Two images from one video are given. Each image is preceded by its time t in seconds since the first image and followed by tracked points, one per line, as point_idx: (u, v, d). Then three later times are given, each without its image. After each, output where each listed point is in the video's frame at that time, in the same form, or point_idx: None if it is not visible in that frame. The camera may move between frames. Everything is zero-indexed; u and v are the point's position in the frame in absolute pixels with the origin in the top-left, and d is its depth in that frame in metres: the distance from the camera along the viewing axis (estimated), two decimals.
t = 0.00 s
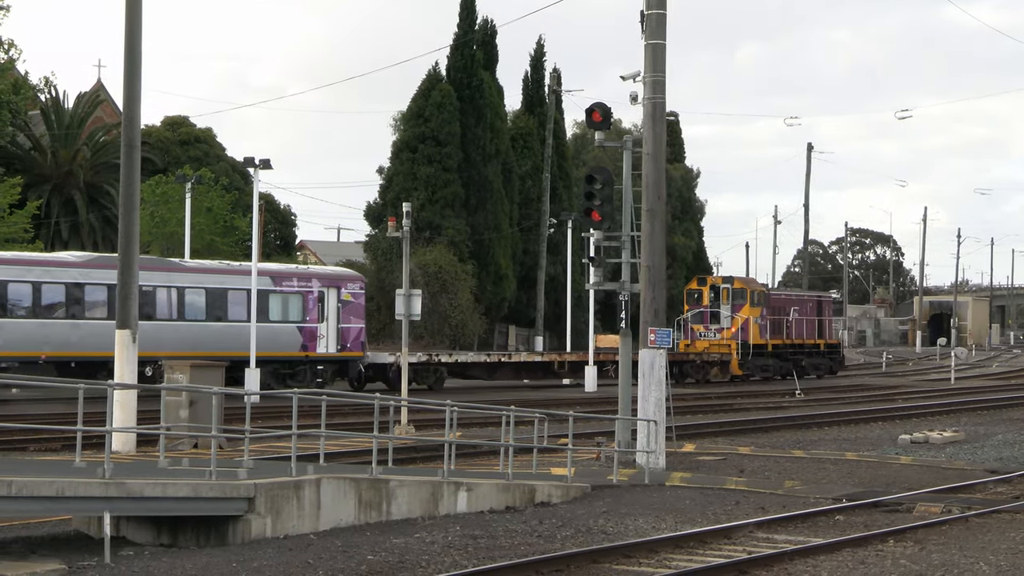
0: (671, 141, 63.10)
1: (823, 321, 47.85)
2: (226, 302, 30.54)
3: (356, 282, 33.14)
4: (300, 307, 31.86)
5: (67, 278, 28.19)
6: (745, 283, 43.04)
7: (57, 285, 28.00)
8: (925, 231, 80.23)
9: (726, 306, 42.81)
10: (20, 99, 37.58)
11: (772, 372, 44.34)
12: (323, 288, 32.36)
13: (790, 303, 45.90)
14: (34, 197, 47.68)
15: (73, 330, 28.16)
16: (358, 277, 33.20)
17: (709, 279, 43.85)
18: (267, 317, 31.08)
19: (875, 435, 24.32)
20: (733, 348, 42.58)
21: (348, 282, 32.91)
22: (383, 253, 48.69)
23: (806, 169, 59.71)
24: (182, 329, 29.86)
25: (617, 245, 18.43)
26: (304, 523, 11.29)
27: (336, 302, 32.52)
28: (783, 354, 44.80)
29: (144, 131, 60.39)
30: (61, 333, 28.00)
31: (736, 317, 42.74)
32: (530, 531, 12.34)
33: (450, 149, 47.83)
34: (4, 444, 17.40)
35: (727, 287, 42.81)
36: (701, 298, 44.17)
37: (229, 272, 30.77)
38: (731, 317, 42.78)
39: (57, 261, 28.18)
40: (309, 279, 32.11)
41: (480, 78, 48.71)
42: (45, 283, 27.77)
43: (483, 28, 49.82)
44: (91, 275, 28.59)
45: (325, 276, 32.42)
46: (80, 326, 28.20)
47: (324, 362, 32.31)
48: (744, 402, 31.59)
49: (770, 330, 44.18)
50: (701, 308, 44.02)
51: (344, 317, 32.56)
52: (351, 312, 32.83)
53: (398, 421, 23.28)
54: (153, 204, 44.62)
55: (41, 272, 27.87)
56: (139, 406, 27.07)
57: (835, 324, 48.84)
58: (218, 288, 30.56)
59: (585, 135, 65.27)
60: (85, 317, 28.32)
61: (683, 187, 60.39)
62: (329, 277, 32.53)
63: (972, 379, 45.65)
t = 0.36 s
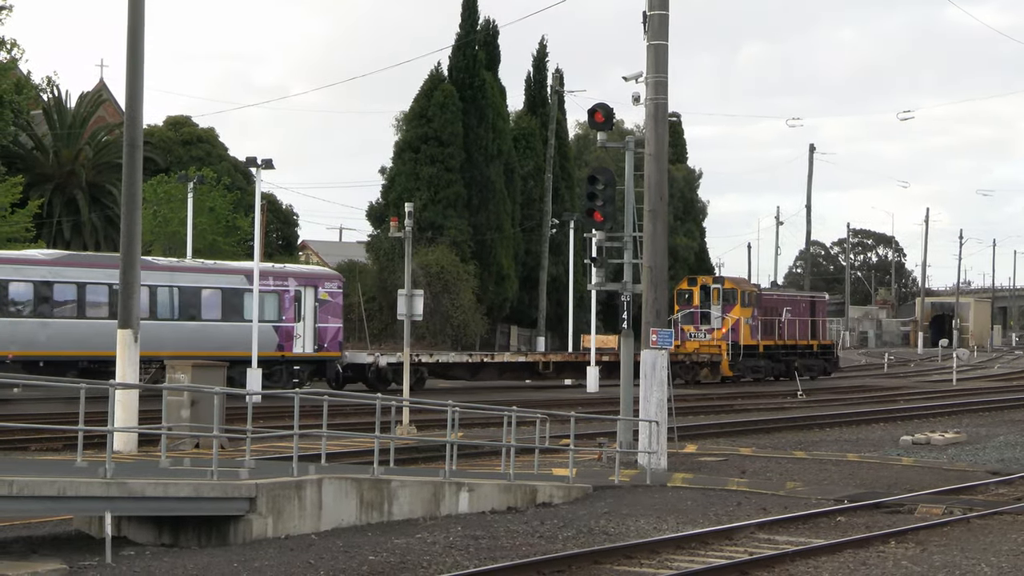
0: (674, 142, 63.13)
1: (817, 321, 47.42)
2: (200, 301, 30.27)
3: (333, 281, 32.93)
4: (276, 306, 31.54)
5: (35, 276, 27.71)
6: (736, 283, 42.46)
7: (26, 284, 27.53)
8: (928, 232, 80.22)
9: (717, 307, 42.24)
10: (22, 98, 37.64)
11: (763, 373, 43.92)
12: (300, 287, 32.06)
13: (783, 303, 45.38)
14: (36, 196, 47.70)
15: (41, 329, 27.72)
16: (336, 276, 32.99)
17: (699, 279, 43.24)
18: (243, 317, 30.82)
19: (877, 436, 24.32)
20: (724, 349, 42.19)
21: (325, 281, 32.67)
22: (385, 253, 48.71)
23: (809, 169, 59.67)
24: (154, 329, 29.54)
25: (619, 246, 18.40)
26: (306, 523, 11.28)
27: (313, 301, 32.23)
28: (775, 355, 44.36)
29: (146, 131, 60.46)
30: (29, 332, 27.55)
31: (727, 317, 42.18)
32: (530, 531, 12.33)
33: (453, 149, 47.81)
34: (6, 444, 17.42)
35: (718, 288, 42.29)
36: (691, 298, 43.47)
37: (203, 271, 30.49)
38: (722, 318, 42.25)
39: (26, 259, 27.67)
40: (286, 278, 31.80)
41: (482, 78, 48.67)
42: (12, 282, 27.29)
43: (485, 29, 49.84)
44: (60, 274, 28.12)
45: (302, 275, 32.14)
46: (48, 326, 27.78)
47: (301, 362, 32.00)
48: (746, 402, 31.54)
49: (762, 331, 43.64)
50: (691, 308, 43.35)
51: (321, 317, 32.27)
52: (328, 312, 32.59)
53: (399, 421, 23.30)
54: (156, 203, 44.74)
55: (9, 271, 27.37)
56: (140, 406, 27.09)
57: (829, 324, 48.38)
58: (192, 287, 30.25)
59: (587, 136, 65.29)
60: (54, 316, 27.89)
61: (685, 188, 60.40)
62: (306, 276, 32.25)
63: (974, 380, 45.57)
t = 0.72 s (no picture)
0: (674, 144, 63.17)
1: (810, 322, 47.29)
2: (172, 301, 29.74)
3: (310, 282, 32.41)
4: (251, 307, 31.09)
5: (3, 276, 27.34)
6: (726, 284, 42.31)
7: None
8: (928, 234, 80.21)
9: (706, 308, 42.08)
10: (23, 99, 37.65)
11: (754, 375, 43.74)
12: (276, 287, 31.61)
13: (775, 304, 45.23)
14: (37, 197, 47.85)
15: (8, 329, 27.36)
16: (312, 277, 32.46)
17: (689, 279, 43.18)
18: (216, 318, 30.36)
19: (878, 437, 24.32)
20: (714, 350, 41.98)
21: (301, 281, 32.15)
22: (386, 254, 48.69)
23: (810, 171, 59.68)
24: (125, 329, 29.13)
25: (620, 248, 18.37)
26: (307, 524, 11.28)
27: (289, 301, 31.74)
28: (766, 357, 44.17)
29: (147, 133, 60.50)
30: None
31: (716, 318, 42.01)
32: (531, 533, 12.31)
33: (454, 151, 47.79)
34: (7, 445, 17.43)
35: (707, 289, 42.10)
36: (681, 299, 43.31)
37: (176, 270, 29.95)
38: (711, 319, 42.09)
39: None
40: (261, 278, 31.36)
41: (483, 79, 48.69)
42: None
43: (486, 30, 49.87)
44: (29, 273, 27.71)
45: (277, 275, 31.64)
46: (15, 326, 27.43)
47: (275, 363, 31.53)
48: (746, 404, 31.50)
49: (753, 332, 43.44)
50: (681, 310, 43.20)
51: (297, 318, 31.79)
52: (304, 312, 32.11)
53: (400, 423, 23.32)
54: (156, 204, 44.74)
55: None
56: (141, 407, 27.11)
57: (822, 325, 48.25)
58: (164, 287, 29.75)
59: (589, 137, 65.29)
60: (21, 317, 27.52)
61: (686, 189, 60.41)
62: (281, 276, 31.75)
63: (975, 381, 45.48)
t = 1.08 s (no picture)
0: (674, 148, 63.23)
1: (801, 327, 47.19)
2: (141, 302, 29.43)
3: (285, 284, 31.93)
4: (223, 309, 30.80)
5: None
6: (715, 288, 42.12)
7: None
8: (929, 238, 80.23)
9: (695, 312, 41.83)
10: (23, 102, 37.71)
11: (744, 379, 43.62)
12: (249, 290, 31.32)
13: (764, 308, 45.23)
14: (37, 200, 47.72)
15: None
16: (287, 278, 31.98)
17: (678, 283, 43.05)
18: (188, 320, 30.01)
19: (878, 441, 24.33)
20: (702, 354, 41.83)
21: (276, 283, 31.68)
22: (387, 258, 48.69)
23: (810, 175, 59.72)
24: (93, 332, 28.64)
25: (621, 252, 18.36)
26: (307, 528, 11.27)
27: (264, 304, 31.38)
28: (756, 361, 44.08)
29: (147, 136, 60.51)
30: None
31: (705, 322, 41.80)
32: (531, 537, 12.30)
33: (455, 154, 47.82)
34: (7, 448, 17.41)
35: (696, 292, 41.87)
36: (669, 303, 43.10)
37: (146, 272, 29.67)
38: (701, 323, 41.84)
39: None
40: (233, 280, 31.07)
41: (484, 83, 48.75)
42: None
43: (486, 34, 49.91)
44: None
45: (250, 278, 31.37)
46: None
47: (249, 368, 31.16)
48: (746, 408, 31.48)
49: (741, 336, 43.42)
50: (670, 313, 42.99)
51: (272, 320, 31.30)
52: (279, 315, 31.63)
53: (400, 427, 23.30)
54: (155, 208, 44.95)
55: None
56: (143, 411, 27.10)
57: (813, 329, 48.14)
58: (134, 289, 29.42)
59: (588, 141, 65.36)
60: None
61: (686, 193, 60.45)
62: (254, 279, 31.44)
63: (975, 385, 45.47)
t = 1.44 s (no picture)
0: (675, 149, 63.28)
1: (794, 328, 46.76)
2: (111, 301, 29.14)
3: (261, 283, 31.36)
4: (196, 309, 30.34)
5: None
6: (703, 289, 41.82)
7: None
8: (929, 240, 80.27)
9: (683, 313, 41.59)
10: (24, 102, 37.77)
11: (733, 381, 43.26)
12: (223, 289, 30.82)
13: (754, 309, 44.77)
14: (37, 200, 47.74)
15: None
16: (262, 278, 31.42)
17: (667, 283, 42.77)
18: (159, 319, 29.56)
19: (878, 443, 24.33)
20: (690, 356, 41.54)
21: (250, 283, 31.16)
22: (387, 258, 48.69)
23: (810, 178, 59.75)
24: (61, 332, 28.36)
25: (621, 253, 18.37)
26: (307, 529, 11.28)
27: (238, 304, 30.91)
28: (746, 363, 43.65)
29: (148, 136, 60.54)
30: None
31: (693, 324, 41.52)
32: (531, 538, 12.31)
33: (455, 155, 47.81)
34: (6, 448, 17.42)
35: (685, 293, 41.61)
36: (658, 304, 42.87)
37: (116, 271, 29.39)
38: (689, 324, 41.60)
39: None
40: (206, 279, 30.57)
41: (485, 84, 48.77)
42: None
43: (487, 35, 49.89)
44: None
45: (224, 277, 30.82)
46: None
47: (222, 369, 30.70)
48: (746, 410, 31.46)
49: (730, 338, 43.05)
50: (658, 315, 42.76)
51: (246, 321, 30.85)
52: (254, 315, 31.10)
53: (400, 427, 23.32)
54: (155, 208, 44.79)
55: None
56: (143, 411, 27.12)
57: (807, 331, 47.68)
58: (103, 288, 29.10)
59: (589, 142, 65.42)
60: None
61: (687, 195, 60.46)
62: (228, 278, 30.88)
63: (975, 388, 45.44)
